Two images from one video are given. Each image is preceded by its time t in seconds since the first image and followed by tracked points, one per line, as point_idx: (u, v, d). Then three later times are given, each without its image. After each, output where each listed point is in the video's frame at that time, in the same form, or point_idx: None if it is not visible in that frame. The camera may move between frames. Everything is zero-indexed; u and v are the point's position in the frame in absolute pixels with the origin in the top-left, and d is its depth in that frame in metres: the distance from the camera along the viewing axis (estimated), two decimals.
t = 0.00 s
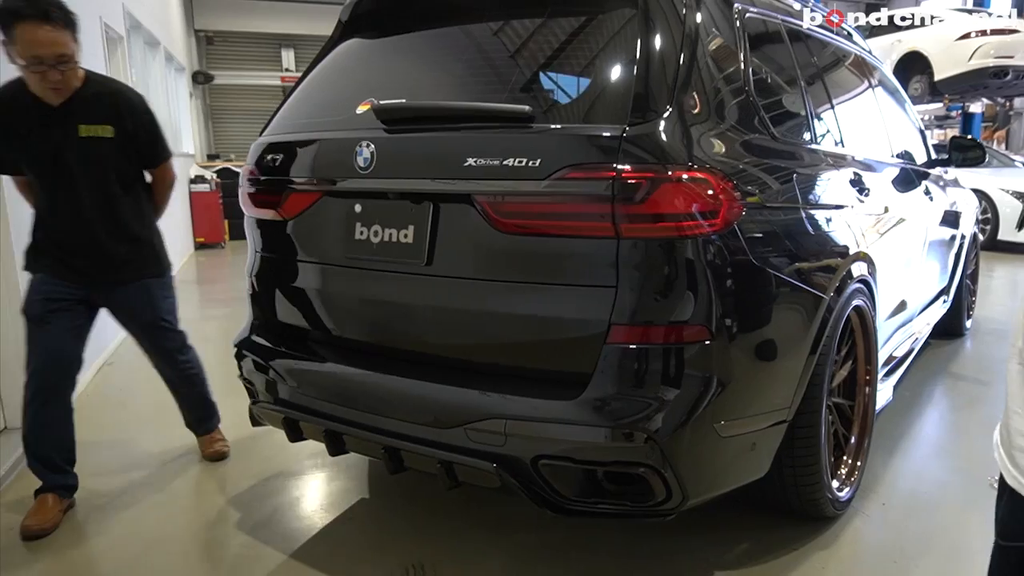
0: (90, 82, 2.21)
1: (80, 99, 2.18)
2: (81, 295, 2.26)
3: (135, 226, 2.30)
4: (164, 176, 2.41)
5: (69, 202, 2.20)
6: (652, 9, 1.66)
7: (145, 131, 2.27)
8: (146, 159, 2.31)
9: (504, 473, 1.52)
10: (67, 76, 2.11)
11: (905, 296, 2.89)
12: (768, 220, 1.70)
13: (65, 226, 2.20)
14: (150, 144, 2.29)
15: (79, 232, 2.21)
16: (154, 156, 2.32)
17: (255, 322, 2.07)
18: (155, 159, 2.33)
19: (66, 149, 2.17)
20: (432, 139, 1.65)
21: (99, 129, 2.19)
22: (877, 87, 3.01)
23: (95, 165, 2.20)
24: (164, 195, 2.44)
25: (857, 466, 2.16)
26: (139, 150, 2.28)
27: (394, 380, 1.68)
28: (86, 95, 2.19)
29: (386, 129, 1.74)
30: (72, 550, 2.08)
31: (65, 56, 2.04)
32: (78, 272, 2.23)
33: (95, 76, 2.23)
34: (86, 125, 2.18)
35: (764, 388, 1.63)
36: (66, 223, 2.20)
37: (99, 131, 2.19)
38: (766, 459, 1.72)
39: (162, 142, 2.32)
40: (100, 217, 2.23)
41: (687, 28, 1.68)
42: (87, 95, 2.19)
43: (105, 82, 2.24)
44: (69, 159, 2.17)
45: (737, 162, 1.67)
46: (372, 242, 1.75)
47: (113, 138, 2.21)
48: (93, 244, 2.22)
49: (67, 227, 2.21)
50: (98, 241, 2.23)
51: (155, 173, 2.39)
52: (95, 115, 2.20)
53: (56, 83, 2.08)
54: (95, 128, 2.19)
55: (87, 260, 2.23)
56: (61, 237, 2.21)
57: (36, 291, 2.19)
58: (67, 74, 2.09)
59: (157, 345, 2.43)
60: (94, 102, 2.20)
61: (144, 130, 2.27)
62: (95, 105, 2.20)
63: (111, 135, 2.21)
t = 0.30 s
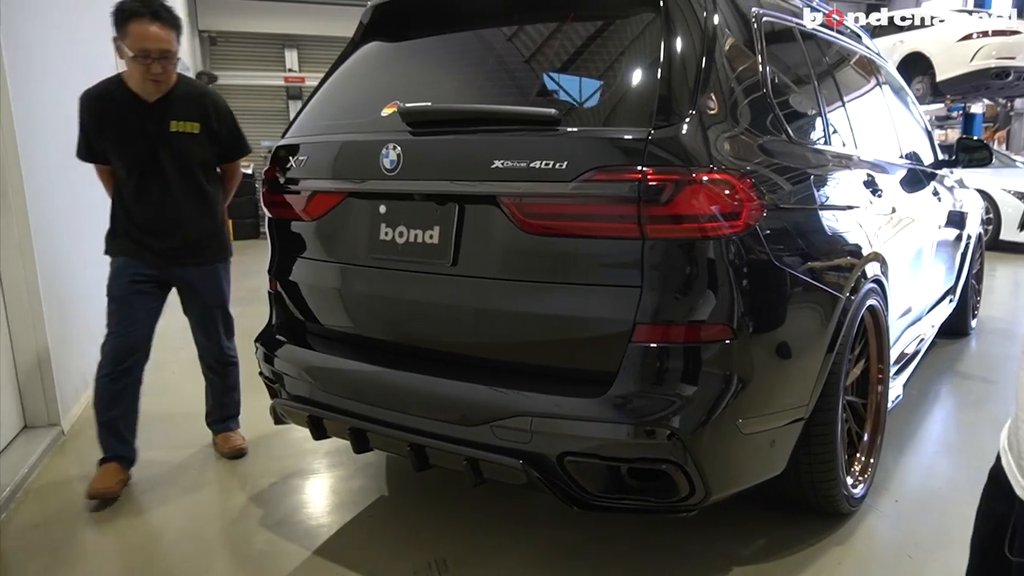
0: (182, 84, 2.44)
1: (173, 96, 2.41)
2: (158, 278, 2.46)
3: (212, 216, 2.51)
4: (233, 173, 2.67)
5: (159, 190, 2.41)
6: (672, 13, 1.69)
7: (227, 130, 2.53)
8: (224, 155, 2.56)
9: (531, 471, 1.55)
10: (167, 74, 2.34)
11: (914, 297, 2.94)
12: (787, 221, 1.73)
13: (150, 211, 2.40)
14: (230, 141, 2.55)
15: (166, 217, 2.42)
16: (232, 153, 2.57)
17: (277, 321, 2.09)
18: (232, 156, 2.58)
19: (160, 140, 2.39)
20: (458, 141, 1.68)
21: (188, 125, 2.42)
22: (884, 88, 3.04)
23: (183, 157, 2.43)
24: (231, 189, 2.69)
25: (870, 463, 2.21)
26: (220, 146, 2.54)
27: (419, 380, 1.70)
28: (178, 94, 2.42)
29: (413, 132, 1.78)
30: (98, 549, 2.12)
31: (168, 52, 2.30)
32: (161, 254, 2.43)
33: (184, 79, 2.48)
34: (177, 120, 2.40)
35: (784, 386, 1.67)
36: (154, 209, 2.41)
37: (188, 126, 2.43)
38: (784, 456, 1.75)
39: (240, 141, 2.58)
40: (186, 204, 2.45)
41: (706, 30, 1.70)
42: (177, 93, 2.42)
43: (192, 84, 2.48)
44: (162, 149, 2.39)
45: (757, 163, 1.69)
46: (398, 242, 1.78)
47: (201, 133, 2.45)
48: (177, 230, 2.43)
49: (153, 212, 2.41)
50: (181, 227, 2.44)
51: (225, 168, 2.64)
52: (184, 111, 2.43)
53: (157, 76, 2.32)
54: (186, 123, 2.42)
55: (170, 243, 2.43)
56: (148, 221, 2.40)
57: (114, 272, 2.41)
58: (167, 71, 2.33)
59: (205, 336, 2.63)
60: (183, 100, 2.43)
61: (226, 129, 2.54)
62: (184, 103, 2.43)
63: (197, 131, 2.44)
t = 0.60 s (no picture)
0: (207, 83, 2.50)
1: (198, 95, 2.47)
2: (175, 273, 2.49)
3: (228, 213, 2.56)
4: (248, 176, 2.68)
5: (180, 185, 2.45)
6: (682, 13, 1.70)
7: (246, 131, 2.59)
8: (242, 155, 2.61)
9: (545, 468, 1.57)
10: (195, 66, 2.40)
11: (916, 295, 2.97)
12: (796, 221, 1.74)
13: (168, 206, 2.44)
14: (249, 142, 2.60)
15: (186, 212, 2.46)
16: (250, 154, 2.63)
17: (286, 320, 2.10)
18: (249, 157, 2.64)
19: (182, 136, 2.44)
20: (472, 142, 1.69)
21: (210, 123, 2.49)
22: (886, 88, 3.06)
23: (203, 154, 2.48)
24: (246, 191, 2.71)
25: (875, 460, 2.26)
26: (239, 146, 2.59)
27: (432, 379, 1.71)
28: (201, 93, 2.48)
29: (425, 132, 1.79)
30: (109, 549, 2.13)
31: (199, 43, 2.36)
32: (178, 250, 2.46)
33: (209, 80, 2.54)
34: (200, 118, 2.46)
35: (793, 384, 1.69)
36: (172, 203, 2.44)
37: (210, 125, 2.49)
38: (792, 452, 1.77)
39: (258, 143, 2.64)
40: (205, 199, 2.49)
41: (715, 30, 1.71)
42: (203, 91, 2.48)
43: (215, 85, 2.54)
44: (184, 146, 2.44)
45: (766, 163, 1.71)
46: (410, 242, 1.79)
47: (222, 133, 2.51)
48: (196, 225, 2.47)
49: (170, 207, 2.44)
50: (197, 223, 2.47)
51: (241, 170, 2.66)
52: (207, 110, 2.49)
53: (185, 65, 2.37)
54: (208, 122, 2.48)
55: (187, 238, 2.47)
56: (168, 215, 2.44)
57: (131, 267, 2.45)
58: (196, 62, 2.38)
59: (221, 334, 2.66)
60: (206, 100, 2.49)
61: (246, 130, 2.60)
62: (206, 102, 2.49)
63: (218, 131, 2.51)
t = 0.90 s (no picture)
0: (181, 83, 2.47)
1: (171, 96, 2.44)
2: (147, 278, 2.45)
3: (202, 217, 2.52)
4: (230, 181, 2.66)
5: (152, 187, 2.42)
6: (686, 15, 1.70)
7: (222, 133, 2.56)
8: (219, 159, 2.58)
9: (551, 472, 1.57)
10: (166, 59, 2.36)
11: (913, 297, 3.00)
12: (800, 224, 1.75)
13: (138, 209, 2.41)
14: (225, 145, 2.57)
15: (158, 214, 2.43)
16: (226, 157, 2.59)
17: (287, 324, 2.09)
18: (226, 161, 2.60)
19: (153, 137, 2.40)
20: (477, 145, 1.69)
21: (184, 125, 2.45)
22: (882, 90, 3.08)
23: (176, 155, 2.45)
24: (225, 197, 2.69)
25: (876, 461, 2.29)
26: (215, 149, 2.56)
27: (436, 382, 1.71)
28: (175, 94, 2.45)
29: (429, 135, 1.79)
30: (108, 554, 2.11)
31: (168, 34, 2.33)
32: (157, 254, 2.44)
33: (185, 81, 2.51)
34: (173, 119, 2.43)
35: (797, 386, 1.70)
36: (143, 205, 2.41)
37: (183, 127, 2.45)
38: (795, 454, 1.77)
39: (234, 146, 2.60)
40: (177, 202, 2.46)
41: (720, 33, 1.72)
42: (176, 92, 2.45)
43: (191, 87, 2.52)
44: (155, 146, 2.41)
45: (770, 166, 1.71)
46: (414, 245, 1.78)
47: (196, 134, 2.47)
48: (168, 227, 2.44)
49: (142, 209, 2.42)
50: (171, 227, 2.44)
51: (222, 174, 2.64)
52: (180, 112, 2.46)
53: (155, 58, 2.33)
54: (181, 123, 2.44)
55: (159, 241, 2.43)
56: (140, 217, 2.41)
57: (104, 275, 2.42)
58: (166, 54, 2.34)
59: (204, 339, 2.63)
60: (181, 101, 2.46)
61: (223, 132, 2.57)
62: (181, 103, 2.46)
63: (192, 132, 2.47)
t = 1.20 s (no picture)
0: (137, 85, 2.37)
1: (124, 98, 2.34)
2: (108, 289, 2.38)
3: (162, 224, 2.42)
4: (191, 186, 2.55)
5: (106, 194, 2.33)
6: (693, 22, 1.70)
7: (181, 135, 2.45)
8: (179, 163, 2.47)
9: (560, 482, 1.56)
10: (118, 58, 2.26)
11: (918, 303, 3.00)
12: (808, 231, 1.75)
13: (92, 217, 2.32)
14: (185, 148, 2.46)
15: (114, 222, 2.33)
16: (186, 161, 2.48)
17: (294, 333, 2.08)
18: (188, 164, 2.49)
19: (107, 141, 2.30)
20: (484, 153, 1.69)
21: (140, 128, 2.35)
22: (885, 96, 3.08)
23: (132, 160, 2.34)
24: (188, 204, 2.58)
25: (883, 468, 2.29)
26: (175, 153, 2.45)
27: (443, 391, 1.70)
28: (130, 95, 2.35)
29: (436, 143, 1.79)
30: (114, 565, 2.10)
31: (118, 31, 2.25)
32: (147, 263, 2.39)
33: (142, 83, 2.41)
34: (128, 123, 2.33)
35: (806, 393, 1.70)
36: (95, 213, 2.32)
37: (139, 130, 2.35)
38: (804, 462, 1.77)
39: (195, 150, 2.49)
40: (132, 209, 2.36)
41: (727, 39, 1.71)
42: (130, 94, 2.35)
43: (149, 89, 2.41)
44: (109, 152, 2.31)
45: (778, 172, 1.71)
46: (422, 253, 1.78)
47: (152, 137, 2.36)
48: (125, 236, 2.35)
49: (96, 217, 2.32)
50: (128, 234, 2.35)
51: (183, 180, 2.53)
52: (136, 115, 2.36)
53: (106, 56, 2.24)
54: (136, 126, 2.34)
55: (117, 250, 2.34)
56: (95, 227, 2.33)
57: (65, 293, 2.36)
58: (118, 52, 2.25)
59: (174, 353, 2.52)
60: (136, 103, 2.36)
61: (183, 135, 2.46)
62: (136, 106, 2.35)
63: (148, 135, 2.36)
